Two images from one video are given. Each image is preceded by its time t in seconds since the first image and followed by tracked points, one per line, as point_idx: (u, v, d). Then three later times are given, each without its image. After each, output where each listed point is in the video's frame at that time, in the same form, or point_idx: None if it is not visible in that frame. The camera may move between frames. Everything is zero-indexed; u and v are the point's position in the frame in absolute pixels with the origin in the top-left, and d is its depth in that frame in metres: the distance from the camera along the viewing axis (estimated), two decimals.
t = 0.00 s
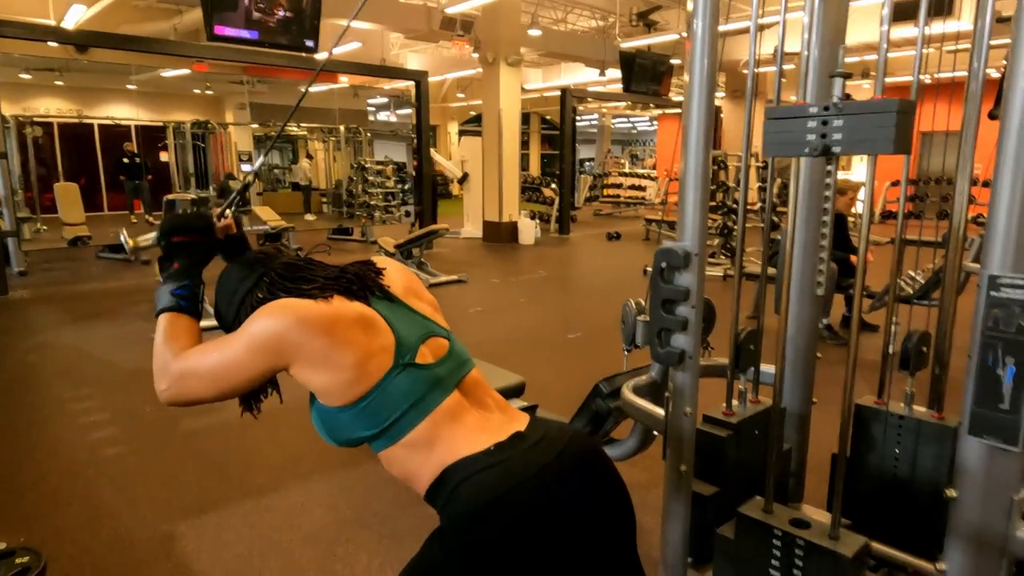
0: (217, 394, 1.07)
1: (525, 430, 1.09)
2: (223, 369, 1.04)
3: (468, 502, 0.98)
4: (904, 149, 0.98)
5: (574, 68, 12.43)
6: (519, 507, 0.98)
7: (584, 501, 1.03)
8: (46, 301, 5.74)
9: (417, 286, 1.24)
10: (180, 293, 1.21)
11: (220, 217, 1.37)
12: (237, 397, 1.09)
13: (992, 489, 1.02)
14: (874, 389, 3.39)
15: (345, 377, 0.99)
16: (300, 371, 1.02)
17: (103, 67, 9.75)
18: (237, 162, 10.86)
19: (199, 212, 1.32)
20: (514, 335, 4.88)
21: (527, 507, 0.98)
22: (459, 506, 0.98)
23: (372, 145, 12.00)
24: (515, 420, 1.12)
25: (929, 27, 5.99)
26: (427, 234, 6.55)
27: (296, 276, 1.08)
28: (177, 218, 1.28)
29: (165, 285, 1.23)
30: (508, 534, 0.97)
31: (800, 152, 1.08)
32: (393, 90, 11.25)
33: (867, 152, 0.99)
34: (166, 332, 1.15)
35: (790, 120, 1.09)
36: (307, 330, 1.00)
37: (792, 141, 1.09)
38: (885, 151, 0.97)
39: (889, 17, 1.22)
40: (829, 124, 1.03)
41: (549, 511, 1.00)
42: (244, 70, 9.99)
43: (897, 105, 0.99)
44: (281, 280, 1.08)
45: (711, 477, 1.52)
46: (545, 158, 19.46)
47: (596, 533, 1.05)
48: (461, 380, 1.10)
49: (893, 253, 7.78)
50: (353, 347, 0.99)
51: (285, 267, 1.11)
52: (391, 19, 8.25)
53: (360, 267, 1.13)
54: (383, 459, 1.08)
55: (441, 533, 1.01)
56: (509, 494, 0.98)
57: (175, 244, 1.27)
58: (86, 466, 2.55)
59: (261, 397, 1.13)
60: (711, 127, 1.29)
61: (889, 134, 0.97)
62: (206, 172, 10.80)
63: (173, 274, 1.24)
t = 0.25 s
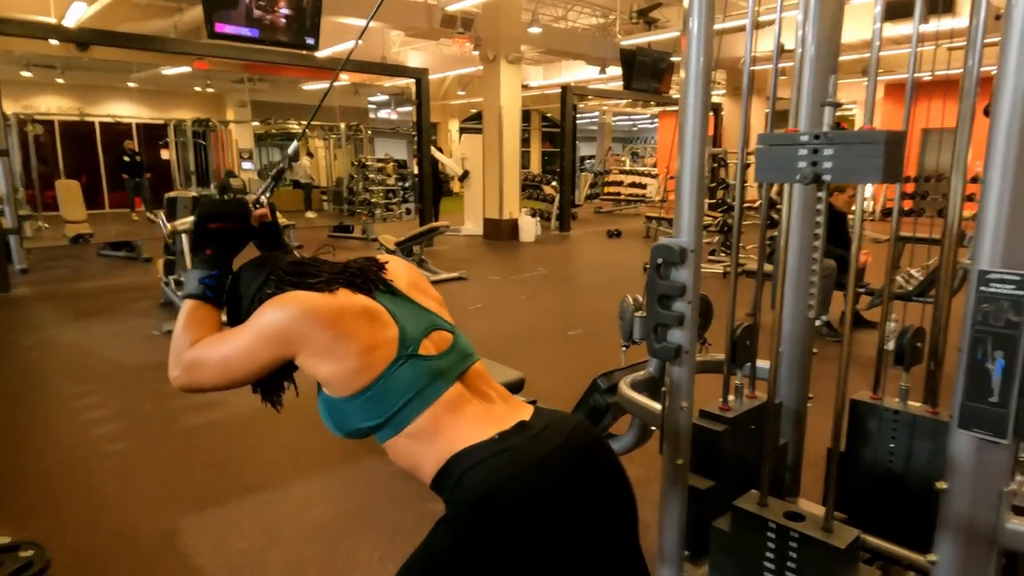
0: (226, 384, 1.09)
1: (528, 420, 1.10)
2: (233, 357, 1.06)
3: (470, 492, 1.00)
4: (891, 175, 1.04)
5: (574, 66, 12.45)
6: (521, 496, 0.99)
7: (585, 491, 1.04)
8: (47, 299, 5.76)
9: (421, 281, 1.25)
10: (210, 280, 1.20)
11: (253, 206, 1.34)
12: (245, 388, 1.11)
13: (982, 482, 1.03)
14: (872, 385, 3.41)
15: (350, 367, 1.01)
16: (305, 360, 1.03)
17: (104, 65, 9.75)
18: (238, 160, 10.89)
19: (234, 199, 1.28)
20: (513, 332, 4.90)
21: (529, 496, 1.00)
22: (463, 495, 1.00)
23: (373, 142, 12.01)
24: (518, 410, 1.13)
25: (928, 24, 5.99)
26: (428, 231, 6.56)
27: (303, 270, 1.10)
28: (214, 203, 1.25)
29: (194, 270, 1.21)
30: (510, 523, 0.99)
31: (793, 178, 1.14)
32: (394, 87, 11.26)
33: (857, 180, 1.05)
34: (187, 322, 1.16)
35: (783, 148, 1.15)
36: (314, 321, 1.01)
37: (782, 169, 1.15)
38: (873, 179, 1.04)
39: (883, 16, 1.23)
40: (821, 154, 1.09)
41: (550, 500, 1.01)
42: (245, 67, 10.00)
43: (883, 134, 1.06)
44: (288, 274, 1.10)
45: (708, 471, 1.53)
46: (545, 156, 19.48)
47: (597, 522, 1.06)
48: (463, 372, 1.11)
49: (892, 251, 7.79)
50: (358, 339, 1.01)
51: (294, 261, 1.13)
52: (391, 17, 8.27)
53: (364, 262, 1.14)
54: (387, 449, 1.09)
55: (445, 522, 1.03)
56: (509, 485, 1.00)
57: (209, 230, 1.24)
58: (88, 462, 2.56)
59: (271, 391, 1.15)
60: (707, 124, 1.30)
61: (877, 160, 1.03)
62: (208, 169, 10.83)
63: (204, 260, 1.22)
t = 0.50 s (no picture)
0: (244, 383, 1.12)
1: (534, 414, 1.12)
2: (251, 356, 1.08)
3: (479, 485, 1.02)
4: (894, 175, 1.07)
5: (577, 63, 12.47)
6: (529, 488, 1.02)
7: (591, 483, 1.07)
8: (54, 296, 5.80)
9: (432, 281, 1.27)
10: (231, 282, 1.22)
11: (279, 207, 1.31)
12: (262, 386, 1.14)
13: (981, 474, 1.06)
14: (874, 381, 3.44)
15: (365, 366, 1.03)
16: (321, 359, 1.06)
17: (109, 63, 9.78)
18: (242, 157, 10.93)
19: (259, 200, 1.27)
20: (516, 328, 4.94)
21: (536, 489, 1.02)
22: (471, 488, 1.02)
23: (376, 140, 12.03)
24: (526, 406, 1.16)
25: (931, 21, 6.00)
26: (432, 228, 6.58)
27: (319, 271, 1.13)
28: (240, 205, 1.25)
29: (217, 270, 1.23)
30: (519, 516, 1.01)
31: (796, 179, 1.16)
32: (397, 85, 11.28)
33: (861, 180, 1.08)
34: (206, 321, 1.18)
35: (786, 149, 1.17)
36: (328, 321, 1.04)
37: (786, 170, 1.16)
38: (877, 180, 1.06)
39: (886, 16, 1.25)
40: (824, 155, 1.11)
41: (557, 492, 1.04)
42: (249, 65, 10.03)
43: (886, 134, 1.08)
44: (304, 275, 1.12)
45: (712, 465, 1.56)
46: (548, 153, 19.50)
47: (602, 514, 1.09)
48: (473, 370, 1.13)
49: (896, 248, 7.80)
50: (371, 337, 1.03)
51: (310, 263, 1.15)
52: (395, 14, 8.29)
53: (377, 263, 1.16)
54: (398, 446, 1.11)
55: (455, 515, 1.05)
56: (518, 478, 1.02)
57: (233, 232, 1.24)
58: (99, 456, 2.60)
59: (288, 389, 1.17)
60: (711, 121, 1.32)
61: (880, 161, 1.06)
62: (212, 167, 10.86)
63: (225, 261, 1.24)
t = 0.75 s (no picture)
0: (254, 384, 1.12)
1: (540, 404, 1.12)
2: (259, 358, 1.08)
3: (485, 476, 1.02)
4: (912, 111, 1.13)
5: (582, 57, 12.43)
6: (535, 481, 1.01)
7: (600, 474, 1.07)
8: (61, 290, 5.81)
9: (436, 275, 1.27)
10: (220, 290, 1.25)
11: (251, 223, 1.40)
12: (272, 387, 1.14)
13: (994, 464, 1.05)
14: (882, 376, 3.42)
15: (374, 362, 1.04)
16: (330, 357, 1.06)
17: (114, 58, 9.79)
18: (247, 153, 10.94)
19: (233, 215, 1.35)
20: (521, 323, 4.93)
21: (542, 481, 1.02)
22: (479, 479, 1.03)
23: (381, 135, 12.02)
24: (530, 397, 1.16)
25: (939, 14, 5.95)
26: (437, 223, 6.58)
27: (323, 267, 1.12)
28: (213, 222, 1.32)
29: (203, 285, 1.27)
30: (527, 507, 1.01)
31: (816, 119, 1.26)
32: (402, 80, 11.26)
33: (875, 116, 1.17)
34: (209, 327, 1.20)
35: (805, 89, 1.27)
36: (335, 318, 1.04)
37: (807, 109, 1.27)
38: (894, 115, 1.13)
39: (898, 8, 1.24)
40: (839, 96, 1.21)
41: (564, 484, 1.03)
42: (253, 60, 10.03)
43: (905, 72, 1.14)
44: (310, 272, 1.12)
45: (720, 457, 1.55)
46: (553, 149, 19.46)
47: (607, 509, 1.08)
48: (478, 363, 1.14)
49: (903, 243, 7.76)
50: (378, 333, 1.04)
51: (314, 260, 1.15)
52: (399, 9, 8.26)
53: (382, 259, 1.16)
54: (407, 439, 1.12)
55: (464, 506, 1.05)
56: (526, 469, 1.02)
57: (212, 247, 1.31)
58: (107, 449, 2.60)
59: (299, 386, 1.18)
60: (721, 115, 1.32)
61: (898, 97, 1.12)
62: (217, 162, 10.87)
63: (210, 274, 1.28)
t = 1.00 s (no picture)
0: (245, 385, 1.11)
1: (538, 410, 1.10)
2: (247, 358, 1.07)
3: (484, 483, 1.00)
4: (928, 23, 1.07)
5: (588, 54, 12.37)
6: (536, 487, 1.00)
7: (595, 479, 1.05)
8: (66, 288, 5.83)
9: (430, 275, 1.25)
10: (176, 311, 1.30)
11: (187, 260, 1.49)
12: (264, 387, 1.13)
13: (1000, 475, 1.03)
14: (888, 377, 3.38)
15: (362, 363, 1.02)
16: (318, 358, 1.04)
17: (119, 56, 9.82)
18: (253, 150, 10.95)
19: (165, 253, 1.44)
20: (525, 321, 4.92)
21: (543, 487, 1.00)
22: (477, 487, 1.01)
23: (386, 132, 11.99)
24: (530, 402, 1.13)
25: (949, 10, 5.89)
26: (441, 221, 6.56)
27: (314, 267, 1.10)
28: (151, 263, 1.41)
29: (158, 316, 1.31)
30: (523, 517, 0.99)
31: (825, 38, 1.19)
32: (407, 76, 11.23)
33: (891, 30, 1.09)
34: (184, 336, 1.22)
35: (813, 9, 1.20)
36: (323, 318, 1.02)
37: (815, 28, 1.19)
38: (912, 25, 1.07)
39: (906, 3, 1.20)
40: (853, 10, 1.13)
41: (566, 488, 1.02)
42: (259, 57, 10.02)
43: None
44: (300, 272, 1.10)
45: (721, 463, 1.53)
46: (559, 145, 19.40)
47: (605, 514, 1.06)
48: (475, 365, 1.11)
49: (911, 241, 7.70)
50: (366, 334, 1.02)
51: (305, 260, 1.13)
52: (404, 5, 8.24)
53: (375, 258, 1.14)
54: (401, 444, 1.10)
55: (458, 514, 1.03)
56: (522, 478, 1.00)
57: (154, 283, 1.38)
58: (107, 448, 2.60)
59: (291, 387, 1.15)
60: (722, 114, 1.29)
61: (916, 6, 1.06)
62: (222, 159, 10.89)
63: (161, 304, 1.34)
